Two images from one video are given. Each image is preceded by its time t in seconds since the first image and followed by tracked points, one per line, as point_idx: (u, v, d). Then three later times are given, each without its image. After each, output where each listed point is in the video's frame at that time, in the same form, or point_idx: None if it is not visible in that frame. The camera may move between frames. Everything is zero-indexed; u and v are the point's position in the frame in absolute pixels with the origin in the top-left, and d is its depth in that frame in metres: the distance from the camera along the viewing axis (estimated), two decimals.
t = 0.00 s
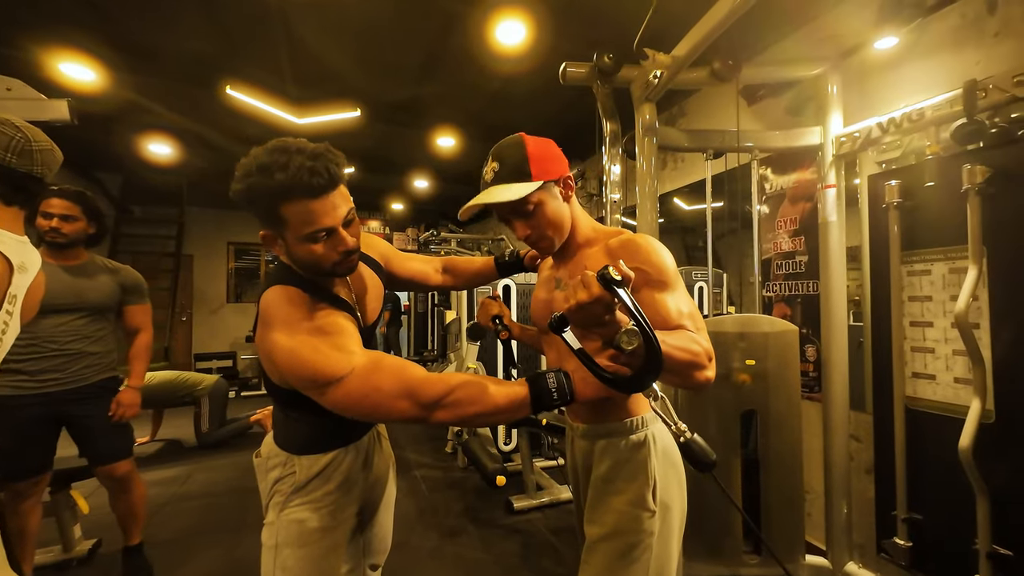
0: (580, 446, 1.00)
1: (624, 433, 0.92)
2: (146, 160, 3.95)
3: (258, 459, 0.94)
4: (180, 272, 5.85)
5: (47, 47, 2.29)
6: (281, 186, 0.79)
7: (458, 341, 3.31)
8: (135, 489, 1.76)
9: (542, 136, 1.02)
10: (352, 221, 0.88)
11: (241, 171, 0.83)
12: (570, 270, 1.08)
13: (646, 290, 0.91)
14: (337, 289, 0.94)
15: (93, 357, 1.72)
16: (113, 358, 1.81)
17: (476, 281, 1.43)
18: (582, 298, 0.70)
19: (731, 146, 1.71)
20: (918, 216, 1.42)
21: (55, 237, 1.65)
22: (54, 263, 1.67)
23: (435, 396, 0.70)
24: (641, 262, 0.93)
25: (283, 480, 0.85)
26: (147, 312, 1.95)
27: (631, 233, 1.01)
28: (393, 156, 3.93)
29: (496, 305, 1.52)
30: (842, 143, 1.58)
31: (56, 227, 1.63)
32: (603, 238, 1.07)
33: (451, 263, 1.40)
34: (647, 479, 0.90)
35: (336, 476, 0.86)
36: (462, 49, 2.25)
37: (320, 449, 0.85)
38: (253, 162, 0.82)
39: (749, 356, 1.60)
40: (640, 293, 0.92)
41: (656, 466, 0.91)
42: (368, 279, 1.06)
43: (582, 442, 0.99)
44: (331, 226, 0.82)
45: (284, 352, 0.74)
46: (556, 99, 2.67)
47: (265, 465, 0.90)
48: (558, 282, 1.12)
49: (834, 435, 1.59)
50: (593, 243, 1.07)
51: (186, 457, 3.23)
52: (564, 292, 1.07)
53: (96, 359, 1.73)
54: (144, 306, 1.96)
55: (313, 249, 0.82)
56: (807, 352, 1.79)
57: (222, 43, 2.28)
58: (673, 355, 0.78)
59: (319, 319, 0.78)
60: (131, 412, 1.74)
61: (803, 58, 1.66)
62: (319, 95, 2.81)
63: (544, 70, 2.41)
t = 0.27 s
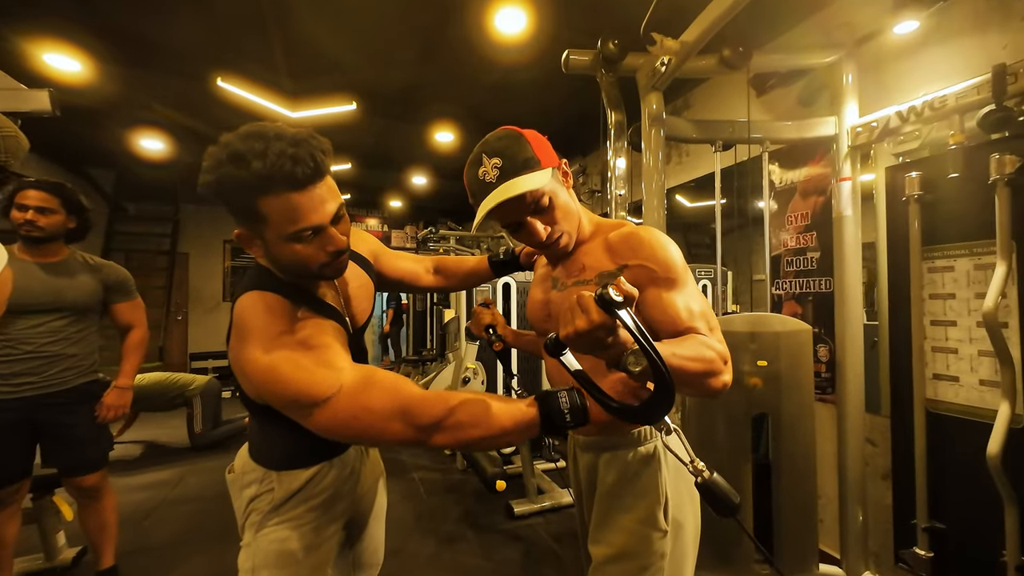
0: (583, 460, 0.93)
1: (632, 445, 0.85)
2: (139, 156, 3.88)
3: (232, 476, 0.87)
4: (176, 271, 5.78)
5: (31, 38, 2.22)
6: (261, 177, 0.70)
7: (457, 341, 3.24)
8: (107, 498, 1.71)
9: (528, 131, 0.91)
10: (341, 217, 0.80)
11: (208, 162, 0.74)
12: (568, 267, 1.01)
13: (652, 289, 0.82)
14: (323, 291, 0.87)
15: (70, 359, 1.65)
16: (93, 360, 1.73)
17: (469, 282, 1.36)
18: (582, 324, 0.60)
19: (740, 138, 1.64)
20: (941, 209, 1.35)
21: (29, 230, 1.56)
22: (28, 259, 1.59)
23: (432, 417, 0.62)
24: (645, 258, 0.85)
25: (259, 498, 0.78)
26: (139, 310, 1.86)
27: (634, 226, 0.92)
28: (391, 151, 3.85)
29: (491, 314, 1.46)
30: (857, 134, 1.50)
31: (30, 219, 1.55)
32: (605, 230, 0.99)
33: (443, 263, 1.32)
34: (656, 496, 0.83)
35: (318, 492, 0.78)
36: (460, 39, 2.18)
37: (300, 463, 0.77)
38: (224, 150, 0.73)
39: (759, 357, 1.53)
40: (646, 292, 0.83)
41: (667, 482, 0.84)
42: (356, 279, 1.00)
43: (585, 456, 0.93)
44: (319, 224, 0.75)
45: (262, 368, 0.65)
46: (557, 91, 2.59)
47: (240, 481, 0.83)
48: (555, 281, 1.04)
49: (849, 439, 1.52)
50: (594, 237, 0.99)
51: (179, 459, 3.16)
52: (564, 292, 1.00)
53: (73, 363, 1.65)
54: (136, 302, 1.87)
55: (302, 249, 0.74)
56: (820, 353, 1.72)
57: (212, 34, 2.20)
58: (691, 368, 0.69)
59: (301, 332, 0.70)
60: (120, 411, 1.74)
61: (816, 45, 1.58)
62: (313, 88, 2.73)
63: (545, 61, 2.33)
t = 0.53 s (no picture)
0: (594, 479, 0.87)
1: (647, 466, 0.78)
2: (129, 151, 3.79)
3: (197, 499, 0.79)
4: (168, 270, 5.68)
5: (11, 26, 2.13)
6: (235, 174, 0.61)
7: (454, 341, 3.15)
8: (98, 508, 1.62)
9: (528, 111, 0.82)
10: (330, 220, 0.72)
11: (170, 154, 0.63)
12: (570, 267, 0.92)
13: (665, 289, 0.74)
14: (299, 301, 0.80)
15: (58, 363, 1.56)
16: (89, 363, 1.66)
17: (462, 286, 1.28)
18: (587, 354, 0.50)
19: (751, 129, 1.57)
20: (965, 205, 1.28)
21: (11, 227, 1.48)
22: (17, 259, 1.53)
23: (418, 465, 0.56)
24: (657, 256, 0.77)
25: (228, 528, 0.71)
26: (140, 309, 1.81)
27: (644, 219, 0.84)
28: (387, 147, 3.76)
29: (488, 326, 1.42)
30: (876, 125, 1.42)
31: (15, 215, 1.47)
32: (612, 224, 0.90)
33: (432, 265, 1.26)
34: (677, 520, 0.77)
35: (291, 518, 0.71)
36: (457, 28, 2.10)
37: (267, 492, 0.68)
38: (187, 139, 0.63)
39: (771, 360, 1.46)
40: (659, 292, 0.75)
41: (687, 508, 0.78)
42: (342, 283, 0.93)
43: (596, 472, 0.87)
44: (304, 228, 0.65)
45: (226, 394, 0.58)
46: (558, 82, 2.51)
47: (203, 508, 0.75)
48: (555, 282, 0.96)
49: (866, 445, 1.45)
50: (599, 231, 0.91)
51: (169, 463, 3.07)
52: (565, 295, 0.91)
53: (66, 367, 1.57)
54: (138, 302, 1.81)
55: (285, 256, 0.65)
56: (834, 355, 1.66)
57: (199, 23, 2.11)
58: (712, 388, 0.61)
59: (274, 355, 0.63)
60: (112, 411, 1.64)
61: (832, 32, 1.51)
62: (306, 81, 2.64)
63: (547, 51, 2.25)
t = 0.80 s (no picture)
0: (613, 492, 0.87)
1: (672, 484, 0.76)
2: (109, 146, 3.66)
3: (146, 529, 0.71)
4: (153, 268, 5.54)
5: None
6: (181, 160, 0.52)
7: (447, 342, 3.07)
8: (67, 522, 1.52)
9: (527, 91, 0.74)
10: (297, 216, 0.66)
11: (89, 135, 0.53)
12: (575, 266, 0.84)
13: (685, 291, 0.68)
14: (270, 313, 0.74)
15: (36, 370, 1.44)
16: (72, 367, 1.53)
17: (449, 288, 1.20)
18: (631, 463, 0.45)
19: (757, 122, 1.50)
20: (982, 200, 1.23)
21: None
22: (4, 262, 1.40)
23: (398, 502, 0.51)
24: (675, 253, 0.70)
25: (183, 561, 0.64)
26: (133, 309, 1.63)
27: (657, 210, 0.78)
28: (378, 143, 3.67)
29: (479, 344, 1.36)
30: (887, 118, 1.35)
31: None
32: (621, 218, 0.84)
33: (418, 265, 1.18)
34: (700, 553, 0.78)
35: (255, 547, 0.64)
36: (451, 16, 2.01)
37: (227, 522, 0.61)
38: (110, 117, 0.52)
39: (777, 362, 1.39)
40: (679, 293, 0.69)
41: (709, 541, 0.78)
42: (319, 286, 0.88)
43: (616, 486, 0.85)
44: (266, 227, 0.59)
45: (171, 423, 0.51)
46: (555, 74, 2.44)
47: (155, 538, 0.68)
48: (556, 282, 0.88)
49: (877, 451, 1.39)
50: (607, 225, 0.84)
51: (150, 469, 2.97)
52: (569, 298, 0.82)
53: (41, 375, 1.45)
54: (132, 300, 1.64)
55: (247, 259, 0.59)
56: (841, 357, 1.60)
57: (178, 9, 2.01)
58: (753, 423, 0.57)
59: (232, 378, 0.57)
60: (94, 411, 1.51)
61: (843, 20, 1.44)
62: (293, 72, 2.55)
63: (543, 41, 2.17)
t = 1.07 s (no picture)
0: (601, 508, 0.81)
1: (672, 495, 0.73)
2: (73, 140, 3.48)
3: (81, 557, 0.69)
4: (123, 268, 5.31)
5: None
6: (107, 152, 0.46)
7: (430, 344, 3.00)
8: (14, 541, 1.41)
9: (507, 68, 0.67)
10: (256, 211, 0.60)
11: None
12: (563, 264, 0.77)
13: (688, 291, 0.64)
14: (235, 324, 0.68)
15: None
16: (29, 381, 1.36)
17: (427, 289, 1.15)
18: None
19: (747, 119, 1.47)
20: (971, 199, 1.22)
21: None
22: None
23: (375, 543, 0.51)
24: (674, 249, 0.66)
25: None
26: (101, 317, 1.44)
27: (651, 201, 0.73)
28: (360, 139, 3.56)
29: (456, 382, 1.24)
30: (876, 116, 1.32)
31: None
32: (610, 209, 0.78)
33: (392, 264, 1.12)
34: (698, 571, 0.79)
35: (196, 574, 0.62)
36: (434, 7, 1.94)
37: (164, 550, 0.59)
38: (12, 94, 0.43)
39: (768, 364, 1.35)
40: (681, 293, 0.65)
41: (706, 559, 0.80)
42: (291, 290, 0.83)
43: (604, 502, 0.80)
44: (218, 225, 0.53)
45: (116, 455, 0.46)
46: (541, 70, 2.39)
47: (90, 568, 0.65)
48: (541, 282, 0.81)
49: (867, 453, 1.38)
50: (596, 218, 0.78)
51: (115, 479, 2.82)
52: (558, 300, 0.76)
53: None
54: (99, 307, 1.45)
55: (195, 261, 0.53)
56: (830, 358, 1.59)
57: None
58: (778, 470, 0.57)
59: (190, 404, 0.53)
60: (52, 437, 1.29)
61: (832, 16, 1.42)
62: (268, 64, 2.45)
63: (529, 35, 2.12)
